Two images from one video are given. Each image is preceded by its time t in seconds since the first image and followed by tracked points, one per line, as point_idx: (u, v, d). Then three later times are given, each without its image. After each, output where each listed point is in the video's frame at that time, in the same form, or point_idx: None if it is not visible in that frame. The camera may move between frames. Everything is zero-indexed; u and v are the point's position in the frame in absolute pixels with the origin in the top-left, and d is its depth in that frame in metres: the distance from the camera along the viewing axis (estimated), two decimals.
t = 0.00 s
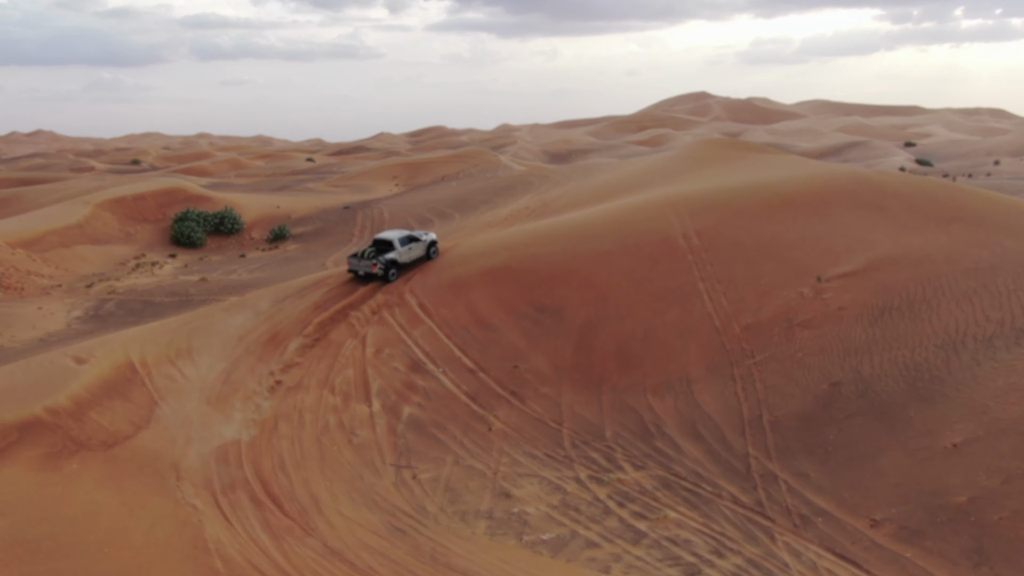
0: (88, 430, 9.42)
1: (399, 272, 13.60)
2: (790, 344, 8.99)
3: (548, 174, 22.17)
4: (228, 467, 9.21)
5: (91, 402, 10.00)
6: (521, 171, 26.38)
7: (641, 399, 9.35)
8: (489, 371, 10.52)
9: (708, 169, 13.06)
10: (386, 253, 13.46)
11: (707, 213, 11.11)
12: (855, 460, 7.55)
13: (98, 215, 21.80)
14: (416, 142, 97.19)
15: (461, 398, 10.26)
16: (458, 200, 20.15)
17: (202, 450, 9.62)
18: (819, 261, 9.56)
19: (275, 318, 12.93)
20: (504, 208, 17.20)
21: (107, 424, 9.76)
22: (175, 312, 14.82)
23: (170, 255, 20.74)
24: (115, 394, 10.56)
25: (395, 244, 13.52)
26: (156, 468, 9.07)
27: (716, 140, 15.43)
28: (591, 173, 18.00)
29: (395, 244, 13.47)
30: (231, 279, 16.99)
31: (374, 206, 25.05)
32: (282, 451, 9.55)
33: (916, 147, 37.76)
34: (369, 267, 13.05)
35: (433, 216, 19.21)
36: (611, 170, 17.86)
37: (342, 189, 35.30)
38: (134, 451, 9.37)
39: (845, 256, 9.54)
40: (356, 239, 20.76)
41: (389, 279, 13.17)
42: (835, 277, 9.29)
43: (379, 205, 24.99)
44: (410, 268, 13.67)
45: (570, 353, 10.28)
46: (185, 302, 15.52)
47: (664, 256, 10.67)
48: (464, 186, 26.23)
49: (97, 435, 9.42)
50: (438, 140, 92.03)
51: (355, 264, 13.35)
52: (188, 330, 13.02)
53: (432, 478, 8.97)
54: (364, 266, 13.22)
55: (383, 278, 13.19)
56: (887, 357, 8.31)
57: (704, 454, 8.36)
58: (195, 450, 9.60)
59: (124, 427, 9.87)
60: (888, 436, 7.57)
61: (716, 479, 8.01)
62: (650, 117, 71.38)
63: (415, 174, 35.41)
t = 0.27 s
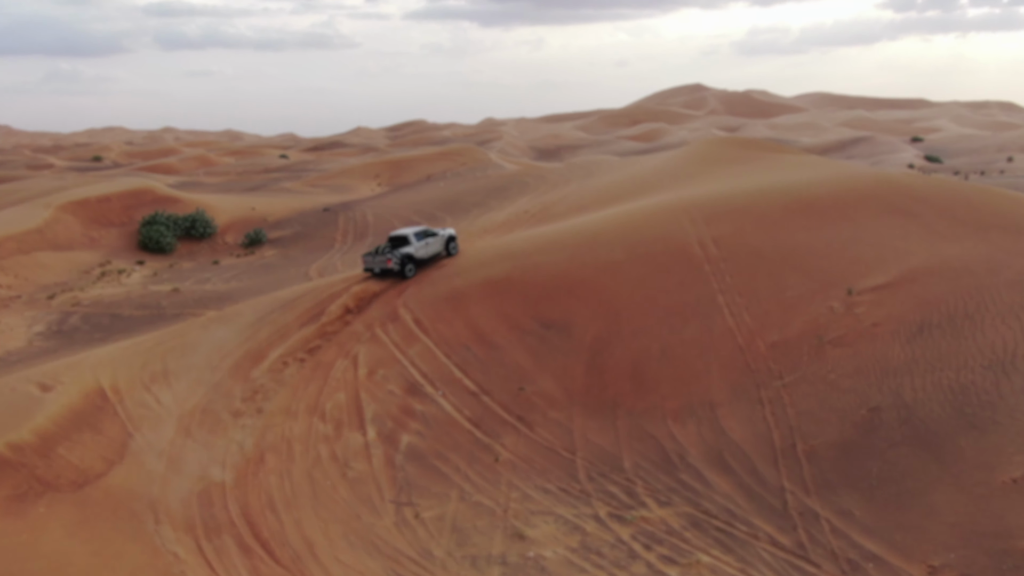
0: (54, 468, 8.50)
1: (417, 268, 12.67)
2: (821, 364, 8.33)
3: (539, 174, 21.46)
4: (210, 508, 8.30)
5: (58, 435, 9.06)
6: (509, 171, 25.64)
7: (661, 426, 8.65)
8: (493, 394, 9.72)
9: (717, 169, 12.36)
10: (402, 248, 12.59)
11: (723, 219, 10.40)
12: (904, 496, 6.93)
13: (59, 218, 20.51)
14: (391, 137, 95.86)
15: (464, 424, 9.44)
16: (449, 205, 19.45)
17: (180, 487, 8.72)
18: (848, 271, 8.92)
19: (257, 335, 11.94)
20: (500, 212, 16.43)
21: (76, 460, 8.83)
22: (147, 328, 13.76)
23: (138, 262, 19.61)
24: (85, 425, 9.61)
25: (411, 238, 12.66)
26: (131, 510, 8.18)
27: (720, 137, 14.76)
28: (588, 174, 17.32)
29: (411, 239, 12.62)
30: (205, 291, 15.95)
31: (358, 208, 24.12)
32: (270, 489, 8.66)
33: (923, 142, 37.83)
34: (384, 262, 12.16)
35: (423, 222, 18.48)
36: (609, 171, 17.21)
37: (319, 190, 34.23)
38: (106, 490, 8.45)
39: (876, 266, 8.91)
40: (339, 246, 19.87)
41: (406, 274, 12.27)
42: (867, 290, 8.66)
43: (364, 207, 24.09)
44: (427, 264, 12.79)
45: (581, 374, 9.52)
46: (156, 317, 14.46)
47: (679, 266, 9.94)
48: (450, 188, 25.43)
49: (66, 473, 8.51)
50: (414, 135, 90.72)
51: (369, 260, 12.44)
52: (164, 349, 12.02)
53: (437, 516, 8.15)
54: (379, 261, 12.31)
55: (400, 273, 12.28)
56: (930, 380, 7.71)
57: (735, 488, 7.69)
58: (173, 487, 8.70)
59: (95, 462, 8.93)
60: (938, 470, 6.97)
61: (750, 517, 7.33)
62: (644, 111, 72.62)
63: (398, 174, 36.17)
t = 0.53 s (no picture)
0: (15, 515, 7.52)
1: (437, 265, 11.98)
2: (858, 387, 7.67)
3: (528, 177, 20.93)
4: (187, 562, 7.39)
5: (17, 476, 8.04)
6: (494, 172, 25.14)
7: (686, 457, 7.91)
8: (498, 421, 8.89)
9: (728, 172, 11.76)
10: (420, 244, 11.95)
11: (742, 226, 9.77)
12: (963, 539, 6.31)
13: (13, 224, 19.33)
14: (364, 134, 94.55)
15: (466, 455, 8.59)
16: (436, 214, 18.90)
17: (156, 536, 7.78)
18: (883, 284, 8.31)
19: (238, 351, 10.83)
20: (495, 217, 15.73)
21: (40, 503, 7.84)
22: (112, 346, 12.65)
23: (99, 269, 18.54)
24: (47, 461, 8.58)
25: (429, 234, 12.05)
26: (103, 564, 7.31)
27: (725, 138, 14.18)
28: (585, 175, 16.68)
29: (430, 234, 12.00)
30: (178, 304, 14.94)
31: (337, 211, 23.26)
32: (256, 535, 7.74)
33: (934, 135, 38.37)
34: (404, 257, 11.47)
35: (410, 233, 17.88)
36: (605, 172, 16.63)
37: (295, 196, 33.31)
38: (76, 541, 7.54)
39: (913, 278, 8.30)
40: (320, 255, 19.07)
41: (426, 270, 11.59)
42: (905, 304, 8.03)
43: (343, 209, 23.26)
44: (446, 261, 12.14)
45: (594, 398, 8.76)
46: (125, 332, 13.39)
47: (698, 279, 9.28)
48: (434, 189, 24.75)
49: (28, 520, 7.53)
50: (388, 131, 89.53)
51: (386, 258, 11.73)
52: (135, 371, 10.97)
53: (444, 564, 7.30)
54: (398, 257, 11.61)
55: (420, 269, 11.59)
56: (981, 406, 7.13)
57: (773, 529, 7.00)
58: (148, 536, 7.77)
59: (62, 505, 7.96)
60: (1000, 509, 6.38)
61: (794, 562, 6.61)
62: (633, 105, 74.74)
63: (379, 172, 37.92)
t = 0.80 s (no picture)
0: None
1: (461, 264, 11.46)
2: (905, 414, 7.08)
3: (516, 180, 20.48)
4: None
5: None
6: (479, 174, 24.63)
7: (718, 493, 7.20)
8: (509, 453, 8.08)
9: (743, 177, 11.22)
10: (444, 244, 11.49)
11: (767, 234, 9.20)
12: None
13: None
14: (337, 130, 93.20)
15: (475, 490, 7.76)
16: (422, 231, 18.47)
17: None
18: (926, 300, 7.80)
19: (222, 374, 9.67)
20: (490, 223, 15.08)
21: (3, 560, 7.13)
22: (78, 367, 11.61)
23: (63, 277, 17.84)
24: (10, 506, 7.76)
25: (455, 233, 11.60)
26: None
27: (732, 138, 13.64)
28: (582, 176, 16.08)
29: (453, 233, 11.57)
30: (151, 320, 13.95)
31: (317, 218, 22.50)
32: None
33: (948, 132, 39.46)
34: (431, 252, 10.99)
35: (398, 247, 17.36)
36: (604, 171, 16.09)
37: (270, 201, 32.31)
38: None
39: (958, 294, 7.82)
40: (302, 266, 18.36)
41: (453, 267, 11.11)
42: (952, 323, 7.52)
43: (325, 216, 22.54)
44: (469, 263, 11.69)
45: (614, 425, 8.03)
46: (93, 350, 12.35)
47: (723, 293, 8.68)
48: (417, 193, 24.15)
49: None
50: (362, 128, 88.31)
51: (410, 255, 11.21)
52: (108, 391, 9.81)
53: None
54: (423, 255, 11.10)
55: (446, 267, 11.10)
56: None
57: None
58: None
59: (29, 558, 7.22)
60: None
61: None
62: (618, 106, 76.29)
63: (362, 171, 39.48)
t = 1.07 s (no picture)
0: None
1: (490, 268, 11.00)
2: (960, 446, 6.55)
3: (511, 187, 19.94)
4: None
5: None
6: (469, 184, 24.17)
7: (758, 534, 6.56)
8: (524, 487, 7.37)
9: (763, 186, 10.83)
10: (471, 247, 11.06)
11: (798, 246, 8.77)
12: None
13: None
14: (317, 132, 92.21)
15: (489, 530, 6.99)
16: (417, 237, 17.69)
17: None
18: (974, 319, 7.37)
19: (214, 400, 8.75)
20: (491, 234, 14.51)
21: None
22: (47, 390, 10.67)
23: (33, 290, 18.63)
24: None
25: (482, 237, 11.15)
26: None
27: (743, 145, 13.31)
28: (584, 181, 15.56)
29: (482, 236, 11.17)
30: (130, 339, 13.15)
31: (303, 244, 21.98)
32: None
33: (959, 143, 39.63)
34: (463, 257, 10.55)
35: (392, 253, 16.50)
36: (607, 175, 15.58)
37: (252, 213, 31.58)
38: None
39: (1005, 312, 7.41)
40: (290, 278, 17.60)
41: (484, 272, 10.71)
42: (1004, 344, 7.06)
43: (312, 241, 22.09)
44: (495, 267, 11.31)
45: (639, 456, 7.39)
46: (66, 371, 11.51)
47: (754, 311, 8.19)
48: (406, 206, 23.66)
49: None
50: (343, 129, 87.50)
51: (438, 260, 10.72)
52: (86, 415, 8.85)
53: None
54: (453, 259, 10.65)
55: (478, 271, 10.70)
56: None
57: None
58: None
59: None
60: None
61: None
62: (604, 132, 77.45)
63: (347, 172, 40.69)
